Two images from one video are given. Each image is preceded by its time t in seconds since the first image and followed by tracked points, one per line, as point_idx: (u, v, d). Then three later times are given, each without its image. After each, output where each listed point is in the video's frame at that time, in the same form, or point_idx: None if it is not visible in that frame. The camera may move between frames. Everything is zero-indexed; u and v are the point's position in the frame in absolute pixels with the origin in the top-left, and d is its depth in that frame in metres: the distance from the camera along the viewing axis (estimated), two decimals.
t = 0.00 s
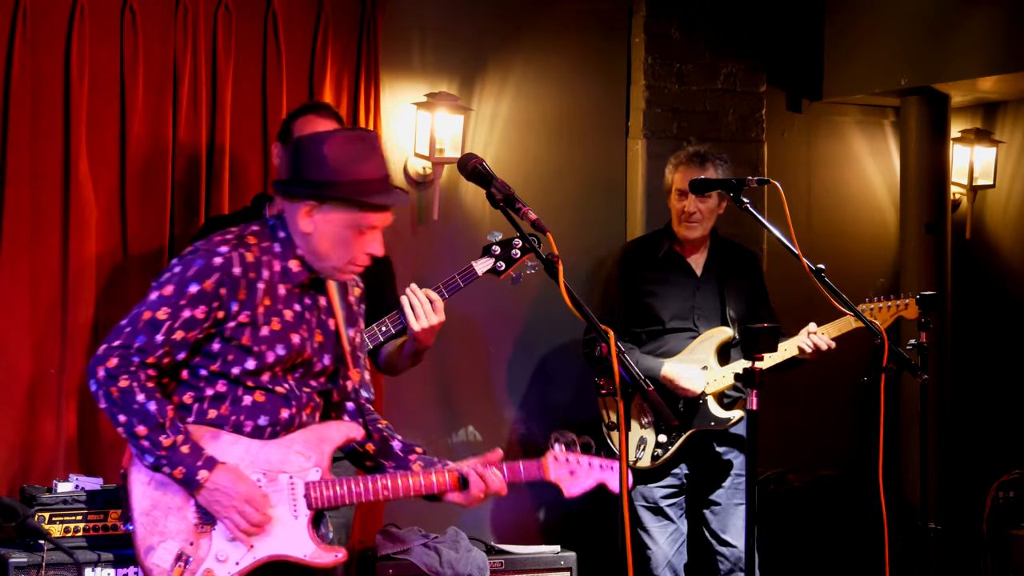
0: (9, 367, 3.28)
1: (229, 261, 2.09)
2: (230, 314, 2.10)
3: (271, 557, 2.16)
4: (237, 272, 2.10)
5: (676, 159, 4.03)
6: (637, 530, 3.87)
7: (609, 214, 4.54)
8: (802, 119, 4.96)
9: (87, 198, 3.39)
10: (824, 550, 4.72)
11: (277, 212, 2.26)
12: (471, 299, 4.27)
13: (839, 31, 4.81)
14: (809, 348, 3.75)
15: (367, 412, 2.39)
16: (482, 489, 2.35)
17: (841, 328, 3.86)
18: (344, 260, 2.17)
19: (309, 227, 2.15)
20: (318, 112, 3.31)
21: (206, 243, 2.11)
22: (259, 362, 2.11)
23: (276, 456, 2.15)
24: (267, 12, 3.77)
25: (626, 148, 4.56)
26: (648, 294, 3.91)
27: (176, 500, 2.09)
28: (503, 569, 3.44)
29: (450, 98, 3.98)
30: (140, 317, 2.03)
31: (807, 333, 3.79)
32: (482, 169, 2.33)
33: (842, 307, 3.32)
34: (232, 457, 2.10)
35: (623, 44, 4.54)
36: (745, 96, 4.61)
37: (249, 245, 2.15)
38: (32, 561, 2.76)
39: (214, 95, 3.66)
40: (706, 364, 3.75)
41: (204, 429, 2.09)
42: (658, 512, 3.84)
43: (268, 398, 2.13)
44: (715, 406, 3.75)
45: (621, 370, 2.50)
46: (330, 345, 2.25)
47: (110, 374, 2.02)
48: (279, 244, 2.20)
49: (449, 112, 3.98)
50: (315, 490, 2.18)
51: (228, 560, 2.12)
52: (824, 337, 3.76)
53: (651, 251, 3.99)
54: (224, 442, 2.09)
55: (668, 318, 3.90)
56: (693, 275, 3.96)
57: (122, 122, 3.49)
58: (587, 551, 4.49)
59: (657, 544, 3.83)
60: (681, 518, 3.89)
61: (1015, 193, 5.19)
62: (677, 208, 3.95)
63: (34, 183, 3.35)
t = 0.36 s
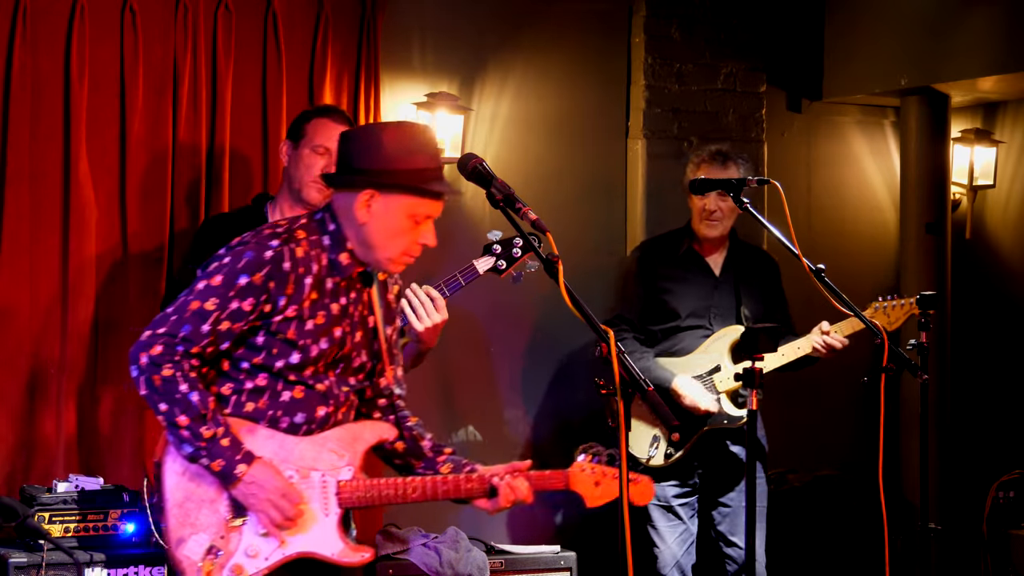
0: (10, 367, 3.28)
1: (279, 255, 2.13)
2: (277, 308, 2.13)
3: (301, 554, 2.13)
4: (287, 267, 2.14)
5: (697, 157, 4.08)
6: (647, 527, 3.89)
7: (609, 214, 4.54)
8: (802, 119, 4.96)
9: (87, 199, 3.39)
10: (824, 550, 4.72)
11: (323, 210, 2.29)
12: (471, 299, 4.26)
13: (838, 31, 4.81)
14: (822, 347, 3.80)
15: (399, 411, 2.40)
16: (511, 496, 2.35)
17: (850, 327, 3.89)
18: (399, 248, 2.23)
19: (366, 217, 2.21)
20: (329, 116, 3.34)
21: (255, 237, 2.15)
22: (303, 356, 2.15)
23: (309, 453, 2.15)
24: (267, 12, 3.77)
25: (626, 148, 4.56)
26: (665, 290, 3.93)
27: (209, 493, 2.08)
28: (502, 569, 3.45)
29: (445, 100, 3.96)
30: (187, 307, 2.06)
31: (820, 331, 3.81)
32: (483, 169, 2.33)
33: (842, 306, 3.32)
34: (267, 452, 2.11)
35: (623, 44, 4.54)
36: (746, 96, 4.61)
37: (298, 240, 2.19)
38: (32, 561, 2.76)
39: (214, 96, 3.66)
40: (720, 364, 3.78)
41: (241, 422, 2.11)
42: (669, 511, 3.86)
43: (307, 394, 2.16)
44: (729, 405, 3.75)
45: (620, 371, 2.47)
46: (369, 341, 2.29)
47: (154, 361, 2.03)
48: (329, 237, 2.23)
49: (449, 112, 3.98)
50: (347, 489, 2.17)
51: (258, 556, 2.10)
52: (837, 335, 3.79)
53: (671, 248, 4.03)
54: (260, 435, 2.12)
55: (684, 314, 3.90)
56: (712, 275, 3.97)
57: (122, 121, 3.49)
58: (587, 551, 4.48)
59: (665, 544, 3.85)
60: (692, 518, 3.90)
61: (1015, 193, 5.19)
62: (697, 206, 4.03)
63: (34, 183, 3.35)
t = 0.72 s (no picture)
0: (9, 367, 3.27)
1: (314, 256, 2.11)
2: (310, 310, 2.12)
3: (327, 558, 2.16)
4: (320, 268, 2.12)
5: (725, 157, 4.14)
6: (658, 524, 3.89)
7: (609, 214, 4.54)
8: (802, 119, 4.96)
9: (87, 198, 3.38)
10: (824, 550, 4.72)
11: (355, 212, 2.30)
12: (473, 297, 4.27)
13: (838, 31, 4.81)
14: (835, 351, 3.76)
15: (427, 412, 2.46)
16: (537, 499, 2.47)
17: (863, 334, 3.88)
18: (430, 254, 2.24)
19: (400, 221, 2.23)
20: (313, 121, 3.34)
21: (290, 238, 2.13)
22: (334, 359, 2.15)
23: (339, 455, 2.18)
24: (267, 12, 3.77)
25: (626, 148, 4.56)
26: (686, 289, 3.98)
27: (239, 496, 2.09)
28: (502, 569, 3.45)
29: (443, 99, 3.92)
30: (221, 310, 2.04)
31: (835, 335, 3.78)
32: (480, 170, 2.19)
33: (842, 307, 3.32)
34: (297, 456, 2.14)
35: (623, 45, 4.54)
36: (746, 96, 4.61)
37: (331, 241, 2.18)
38: (32, 561, 2.75)
39: (214, 96, 3.66)
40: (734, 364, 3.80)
41: (271, 424, 2.12)
42: (680, 509, 3.85)
43: (337, 396, 2.17)
44: (740, 403, 3.76)
45: (620, 370, 2.44)
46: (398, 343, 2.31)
47: (188, 364, 2.02)
48: (361, 239, 2.24)
49: (448, 112, 3.96)
50: (374, 493, 2.24)
51: (285, 559, 2.12)
52: (851, 340, 3.76)
53: (698, 244, 4.08)
54: (291, 439, 2.13)
55: (704, 314, 3.94)
56: (735, 275, 3.99)
57: (122, 120, 3.49)
58: (589, 551, 4.48)
59: (674, 543, 3.84)
60: (704, 520, 3.88)
61: (1016, 193, 5.18)
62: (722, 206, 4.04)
63: (34, 183, 3.34)
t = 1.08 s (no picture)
0: (9, 367, 3.27)
1: (336, 246, 2.15)
2: (333, 300, 2.16)
3: (355, 549, 2.22)
4: (343, 258, 2.16)
5: (745, 156, 4.14)
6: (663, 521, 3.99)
7: (609, 214, 4.54)
8: (802, 119, 4.96)
9: (87, 198, 3.38)
10: (823, 550, 4.72)
11: (374, 202, 2.36)
12: (478, 296, 4.27)
13: (838, 31, 4.81)
14: (838, 354, 3.77)
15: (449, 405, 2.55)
16: (559, 492, 2.50)
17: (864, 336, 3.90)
18: (450, 242, 2.34)
19: (421, 210, 2.30)
20: (265, 117, 3.17)
21: (311, 228, 2.16)
22: (357, 349, 2.21)
23: (364, 446, 2.26)
24: (267, 12, 3.77)
25: (626, 148, 4.55)
26: (701, 288, 3.99)
27: (266, 488, 2.14)
28: (502, 570, 3.44)
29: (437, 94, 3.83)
30: (246, 301, 2.07)
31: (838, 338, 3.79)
32: (479, 169, 2.18)
33: (842, 307, 3.32)
34: (323, 447, 2.20)
35: (623, 45, 4.54)
36: (745, 96, 4.61)
37: (353, 231, 2.23)
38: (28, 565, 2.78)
39: (214, 96, 3.66)
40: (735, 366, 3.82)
41: (295, 416, 2.18)
42: (686, 507, 3.93)
43: (360, 387, 2.24)
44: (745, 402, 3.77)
45: (620, 370, 2.44)
46: (417, 334, 2.39)
47: (212, 355, 2.05)
48: (381, 228, 2.30)
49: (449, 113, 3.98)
50: (399, 482, 2.30)
51: (314, 551, 2.17)
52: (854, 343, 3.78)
53: (717, 241, 4.06)
54: (315, 430, 2.19)
55: (716, 312, 3.95)
56: (748, 275, 3.99)
57: (122, 121, 3.49)
58: (589, 551, 4.50)
59: (678, 540, 3.92)
60: (710, 521, 3.93)
61: (1016, 193, 5.15)
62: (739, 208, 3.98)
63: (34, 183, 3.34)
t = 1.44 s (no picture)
0: (9, 367, 3.27)
1: (345, 244, 2.22)
2: (346, 297, 2.24)
3: (381, 544, 2.30)
4: (352, 255, 2.23)
5: (745, 157, 4.15)
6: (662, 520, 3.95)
7: (609, 214, 4.54)
8: (802, 119, 4.96)
9: (87, 198, 3.38)
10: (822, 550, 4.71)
11: (382, 198, 2.43)
12: (482, 297, 4.28)
13: (838, 31, 4.81)
14: (836, 355, 3.76)
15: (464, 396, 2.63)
16: (579, 480, 2.58)
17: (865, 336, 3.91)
18: (459, 237, 2.40)
19: (428, 204, 2.37)
20: (225, 117, 3.22)
21: (320, 226, 2.23)
22: (371, 345, 2.28)
23: (383, 442, 2.32)
24: (267, 12, 3.77)
25: (626, 148, 4.55)
26: (699, 288, 3.99)
27: (290, 487, 2.21)
28: (502, 569, 3.44)
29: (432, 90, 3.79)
30: (259, 302, 2.14)
31: (836, 340, 3.77)
32: (480, 168, 2.20)
33: (842, 307, 3.32)
34: (343, 444, 2.26)
35: (623, 45, 4.54)
36: (745, 96, 4.61)
37: (361, 229, 2.30)
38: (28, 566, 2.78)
39: (214, 96, 3.66)
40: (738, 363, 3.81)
41: (313, 413, 2.24)
42: (685, 507, 3.89)
43: (377, 383, 2.30)
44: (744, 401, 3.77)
45: (620, 370, 2.44)
46: (429, 329, 2.46)
47: (228, 358, 2.12)
48: (389, 225, 2.38)
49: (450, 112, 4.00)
50: (420, 476, 2.37)
51: (339, 548, 2.24)
52: (853, 345, 3.75)
53: (713, 242, 4.07)
54: (335, 428, 2.25)
55: (714, 313, 3.96)
56: (747, 275, 4.00)
57: (122, 121, 3.49)
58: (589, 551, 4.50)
59: (677, 540, 3.90)
60: (709, 520, 3.90)
61: (1015, 196, 5.15)
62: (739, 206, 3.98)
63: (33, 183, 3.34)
